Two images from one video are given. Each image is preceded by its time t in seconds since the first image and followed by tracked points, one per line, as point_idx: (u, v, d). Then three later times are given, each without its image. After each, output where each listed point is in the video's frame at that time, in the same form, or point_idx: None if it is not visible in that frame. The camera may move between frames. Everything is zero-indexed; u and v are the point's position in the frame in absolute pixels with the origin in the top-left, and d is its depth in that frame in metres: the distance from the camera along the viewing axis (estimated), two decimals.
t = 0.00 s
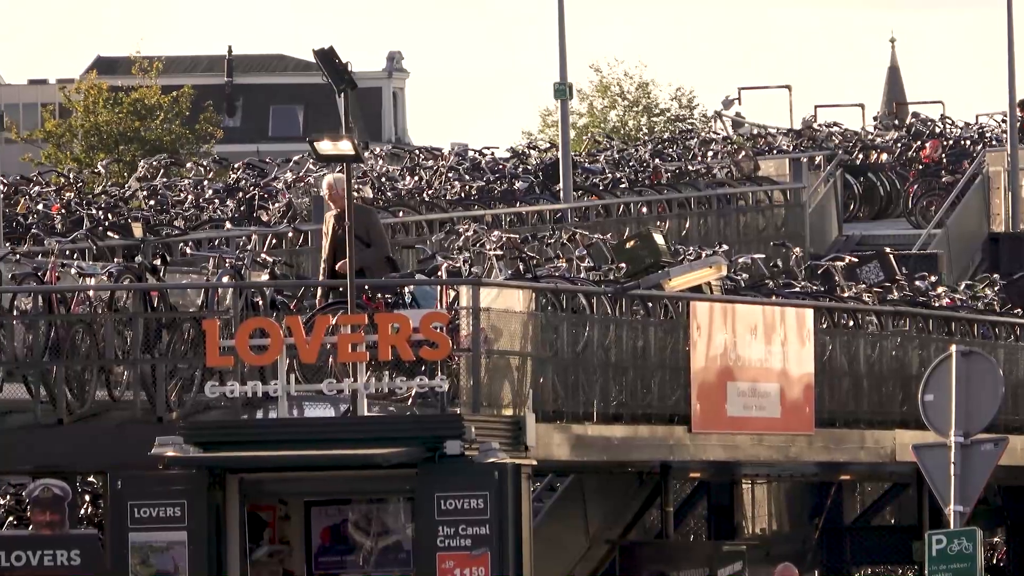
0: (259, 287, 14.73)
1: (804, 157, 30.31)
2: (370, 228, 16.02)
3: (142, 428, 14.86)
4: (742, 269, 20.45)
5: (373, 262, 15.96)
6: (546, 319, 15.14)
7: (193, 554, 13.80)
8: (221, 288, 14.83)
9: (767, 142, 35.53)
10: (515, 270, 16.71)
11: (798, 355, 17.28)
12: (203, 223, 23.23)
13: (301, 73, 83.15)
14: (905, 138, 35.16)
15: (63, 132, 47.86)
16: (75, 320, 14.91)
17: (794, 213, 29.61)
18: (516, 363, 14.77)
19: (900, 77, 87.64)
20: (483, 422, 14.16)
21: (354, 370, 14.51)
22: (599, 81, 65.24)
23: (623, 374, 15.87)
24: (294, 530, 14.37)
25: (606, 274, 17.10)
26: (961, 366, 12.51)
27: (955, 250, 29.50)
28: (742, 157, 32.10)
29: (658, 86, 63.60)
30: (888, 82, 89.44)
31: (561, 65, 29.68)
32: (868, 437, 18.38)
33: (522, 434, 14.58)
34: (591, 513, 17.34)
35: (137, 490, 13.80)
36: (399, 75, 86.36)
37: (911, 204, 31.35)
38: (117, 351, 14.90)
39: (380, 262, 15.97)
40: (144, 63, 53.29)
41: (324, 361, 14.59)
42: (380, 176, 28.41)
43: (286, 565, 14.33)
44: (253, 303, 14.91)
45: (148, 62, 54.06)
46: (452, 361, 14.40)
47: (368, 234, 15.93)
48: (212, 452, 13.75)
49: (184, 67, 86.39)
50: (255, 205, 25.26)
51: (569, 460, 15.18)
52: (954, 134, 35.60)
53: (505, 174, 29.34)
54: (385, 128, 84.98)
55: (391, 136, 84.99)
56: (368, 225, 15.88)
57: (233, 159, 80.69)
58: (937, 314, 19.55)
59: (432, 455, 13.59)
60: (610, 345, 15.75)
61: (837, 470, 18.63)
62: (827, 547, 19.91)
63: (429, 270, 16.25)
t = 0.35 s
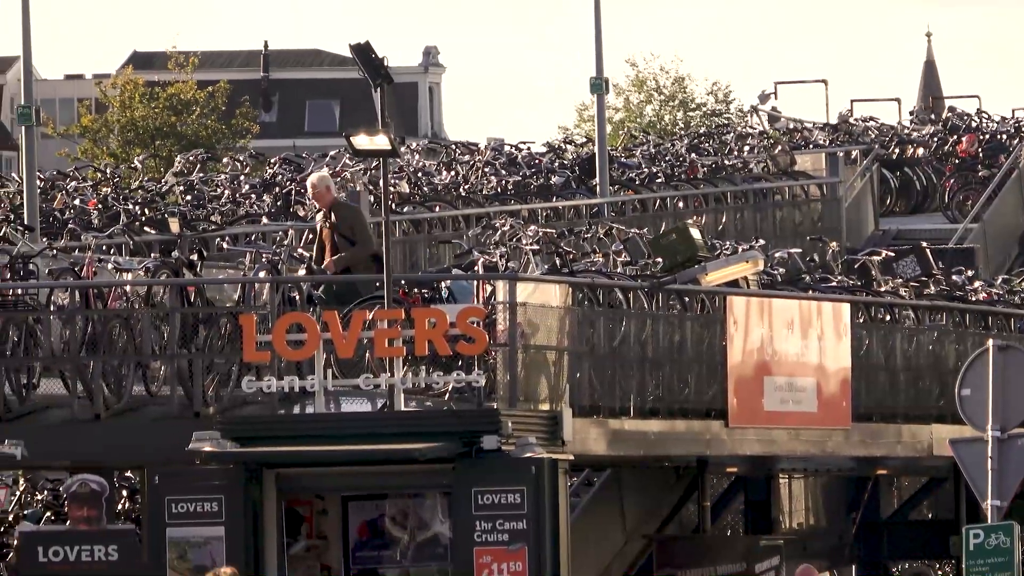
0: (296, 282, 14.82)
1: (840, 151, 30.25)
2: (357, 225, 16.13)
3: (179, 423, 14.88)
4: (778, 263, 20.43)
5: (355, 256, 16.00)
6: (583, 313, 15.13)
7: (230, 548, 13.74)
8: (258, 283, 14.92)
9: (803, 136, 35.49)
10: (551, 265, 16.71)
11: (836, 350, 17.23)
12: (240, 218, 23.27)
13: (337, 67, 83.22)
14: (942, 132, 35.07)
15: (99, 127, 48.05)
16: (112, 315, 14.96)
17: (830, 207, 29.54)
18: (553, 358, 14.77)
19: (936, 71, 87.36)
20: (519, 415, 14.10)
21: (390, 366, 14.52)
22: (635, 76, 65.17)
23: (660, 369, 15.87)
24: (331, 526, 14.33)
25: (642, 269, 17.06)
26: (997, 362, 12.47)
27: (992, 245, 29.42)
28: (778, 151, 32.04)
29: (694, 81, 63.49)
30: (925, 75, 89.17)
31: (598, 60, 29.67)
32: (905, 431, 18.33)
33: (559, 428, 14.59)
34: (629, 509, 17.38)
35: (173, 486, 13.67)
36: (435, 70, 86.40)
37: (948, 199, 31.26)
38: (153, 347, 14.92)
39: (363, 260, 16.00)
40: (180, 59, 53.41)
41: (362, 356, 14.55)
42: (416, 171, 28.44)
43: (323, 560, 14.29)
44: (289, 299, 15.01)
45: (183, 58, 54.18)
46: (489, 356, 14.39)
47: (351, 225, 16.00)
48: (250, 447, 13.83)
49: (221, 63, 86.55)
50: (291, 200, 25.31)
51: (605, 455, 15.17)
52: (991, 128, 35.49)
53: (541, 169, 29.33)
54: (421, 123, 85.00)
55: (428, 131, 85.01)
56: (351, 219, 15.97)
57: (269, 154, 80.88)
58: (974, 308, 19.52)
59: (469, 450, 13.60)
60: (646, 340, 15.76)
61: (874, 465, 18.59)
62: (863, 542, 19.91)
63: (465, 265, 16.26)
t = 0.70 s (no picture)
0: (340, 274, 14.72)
1: (886, 142, 30.18)
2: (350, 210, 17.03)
3: (226, 416, 14.93)
4: (824, 254, 20.40)
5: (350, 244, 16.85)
6: (629, 304, 15.15)
7: (278, 540, 13.72)
8: (304, 276, 14.89)
9: (849, 127, 35.42)
10: (597, 255, 16.72)
11: (882, 341, 17.17)
12: (286, 210, 23.35)
13: (383, 59, 83.30)
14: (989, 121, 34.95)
15: (145, 120, 48.22)
16: (159, 308, 15.02)
17: (876, 198, 29.49)
18: (599, 350, 14.75)
19: (983, 61, 87.01)
20: (567, 407, 14.22)
21: (437, 357, 14.52)
22: (680, 67, 65.09)
23: (707, 360, 15.89)
24: (378, 518, 14.43)
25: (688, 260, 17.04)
26: None
27: None
28: (824, 142, 32.00)
29: (739, 72, 63.34)
30: (972, 65, 88.79)
31: (643, 51, 29.65)
32: (952, 421, 18.29)
33: (605, 420, 14.53)
34: (675, 498, 17.33)
35: (222, 478, 13.68)
36: (481, 62, 86.47)
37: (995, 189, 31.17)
38: (200, 340, 14.97)
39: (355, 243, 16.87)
40: (225, 51, 53.54)
41: (407, 348, 14.62)
42: (462, 163, 28.48)
43: (370, 552, 14.42)
44: (336, 291, 15.02)
45: (229, 50, 54.32)
46: (536, 348, 14.40)
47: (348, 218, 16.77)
48: (298, 439, 13.79)
49: (266, 56, 86.75)
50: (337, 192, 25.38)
51: (652, 446, 15.18)
52: None
53: (587, 160, 29.34)
54: (467, 115, 85.04)
55: (473, 123, 85.04)
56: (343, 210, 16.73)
57: (314, 147, 81.05)
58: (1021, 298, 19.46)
59: (516, 442, 13.62)
60: (693, 330, 15.80)
61: (921, 455, 18.55)
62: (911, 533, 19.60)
63: (511, 257, 16.26)
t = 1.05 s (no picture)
0: (386, 265, 14.76)
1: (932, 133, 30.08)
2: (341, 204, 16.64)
3: (271, 407, 14.95)
4: (870, 247, 20.35)
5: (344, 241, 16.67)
6: (675, 296, 15.15)
7: (322, 532, 13.78)
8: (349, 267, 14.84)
9: (895, 119, 35.31)
10: (642, 247, 16.71)
11: (928, 333, 17.10)
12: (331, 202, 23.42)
13: (429, 51, 83.38)
14: None
15: (190, 111, 48.39)
16: (204, 299, 15.07)
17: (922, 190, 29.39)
18: (645, 342, 14.76)
19: None
20: (612, 399, 14.11)
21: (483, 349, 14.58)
22: (726, 59, 64.99)
23: (752, 352, 15.90)
24: (423, 510, 14.32)
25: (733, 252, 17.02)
26: None
27: None
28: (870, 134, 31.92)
29: (785, 63, 63.19)
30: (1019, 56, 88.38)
31: (688, 43, 29.62)
32: (998, 414, 18.23)
33: (651, 412, 14.53)
34: (720, 490, 17.28)
35: (267, 469, 13.76)
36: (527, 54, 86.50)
37: None
38: (245, 332, 15.01)
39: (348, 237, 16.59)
40: (272, 43, 53.68)
41: (453, 339, 14.64)
42: (508, 154, 28.51)
43: (415, 544, 14.28)
44: (381, 283, 14.91)
45: (275, 43, 54.47)
46: (582, 340, 14.44)
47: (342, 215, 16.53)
48: (345, 430, 13.91)
49: (312, 48, 86.94)
50: (383, 183, 25.43)
51: (696, 438, 15.16)
52: None
53: (633, 152, 29.34)
54: (512, 107, 85.05)
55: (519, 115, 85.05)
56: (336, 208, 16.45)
57: (360, 139, 81.19)
58: None
59: (561, 434, 13.62)
60: (738, 322, 15.79)
61: (967, 448, 18.49)
62: (957, 525, 19.89)
63: (556, 248, 16.25)
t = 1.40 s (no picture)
0: (434, 258, 14.87)
1: (980, 125, 30.00)
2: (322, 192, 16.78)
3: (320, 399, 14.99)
4: (918, 238, 20.30)
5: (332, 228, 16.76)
6: (723, 288, 15.10)
7: (371, 524, 13.76)
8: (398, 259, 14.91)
9: (943, 110, 35.17)
10: (690, 239, 16.70)
11: (976, 325, 17.05)
12: (380, 194, 23.48)
13: (477, 43, 83.44)
14: None
15: (238, 104, 48.53)
16: (252, 291, 15.04)
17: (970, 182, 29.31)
18: (693, 335, 14.74)
19: None
20: (662, 391, 14.18)
21: (530, 340, 14.54)
22: (774, 51, 64.89)
23: (800, 343, 15.87)
24: (472, 502, 14.39)
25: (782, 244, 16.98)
26: None
27: None
28: (918, 126, 31.84)
29: (833, 55, 63.05)
30: None
31: (737, 35, 29.59)
32: None
33: (698, 404, 14.57)
34: (768, 481, 17.26)
35: (315, 461, 13.77)
36: (574, 45, 86.50)
37: None
38: (294, 323, 15.02)
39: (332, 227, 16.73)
40: (320, 36, 53.78)
41: (500, 331, 14.58)
42: (556, 146, 28.53)
43: (464, 536, 14.38)
44: (430, 274, 15.01)
45: (324, 35, 54.55)
46: (629, 331, 14.38)
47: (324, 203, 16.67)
48: (393, 422, 13.90)
49: (360, 40, 87.07)
50: (431, 175, 25.48)
51: (744, 430, 15.15)
52: None
53: (681, 144, 29.33)
54: (560, 99, 85.06)
55: (567, 107, 85.06)
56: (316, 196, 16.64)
57: (408, 131, 81.31)
58: None
59: (609, 425, 13.71)
60: (786, 314, 15.74)
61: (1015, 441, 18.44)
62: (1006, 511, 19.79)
63: (604, 240, 16.23)
